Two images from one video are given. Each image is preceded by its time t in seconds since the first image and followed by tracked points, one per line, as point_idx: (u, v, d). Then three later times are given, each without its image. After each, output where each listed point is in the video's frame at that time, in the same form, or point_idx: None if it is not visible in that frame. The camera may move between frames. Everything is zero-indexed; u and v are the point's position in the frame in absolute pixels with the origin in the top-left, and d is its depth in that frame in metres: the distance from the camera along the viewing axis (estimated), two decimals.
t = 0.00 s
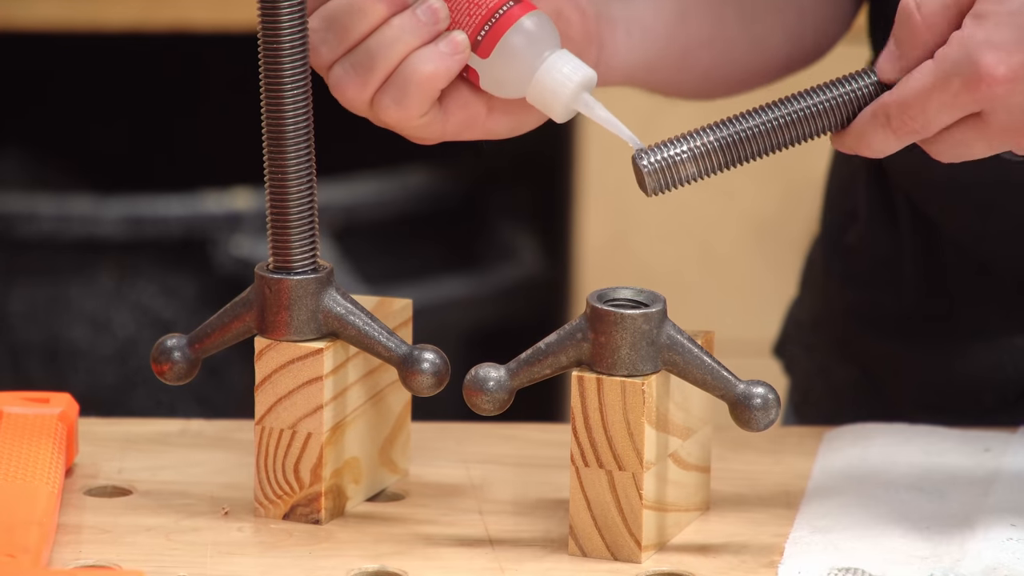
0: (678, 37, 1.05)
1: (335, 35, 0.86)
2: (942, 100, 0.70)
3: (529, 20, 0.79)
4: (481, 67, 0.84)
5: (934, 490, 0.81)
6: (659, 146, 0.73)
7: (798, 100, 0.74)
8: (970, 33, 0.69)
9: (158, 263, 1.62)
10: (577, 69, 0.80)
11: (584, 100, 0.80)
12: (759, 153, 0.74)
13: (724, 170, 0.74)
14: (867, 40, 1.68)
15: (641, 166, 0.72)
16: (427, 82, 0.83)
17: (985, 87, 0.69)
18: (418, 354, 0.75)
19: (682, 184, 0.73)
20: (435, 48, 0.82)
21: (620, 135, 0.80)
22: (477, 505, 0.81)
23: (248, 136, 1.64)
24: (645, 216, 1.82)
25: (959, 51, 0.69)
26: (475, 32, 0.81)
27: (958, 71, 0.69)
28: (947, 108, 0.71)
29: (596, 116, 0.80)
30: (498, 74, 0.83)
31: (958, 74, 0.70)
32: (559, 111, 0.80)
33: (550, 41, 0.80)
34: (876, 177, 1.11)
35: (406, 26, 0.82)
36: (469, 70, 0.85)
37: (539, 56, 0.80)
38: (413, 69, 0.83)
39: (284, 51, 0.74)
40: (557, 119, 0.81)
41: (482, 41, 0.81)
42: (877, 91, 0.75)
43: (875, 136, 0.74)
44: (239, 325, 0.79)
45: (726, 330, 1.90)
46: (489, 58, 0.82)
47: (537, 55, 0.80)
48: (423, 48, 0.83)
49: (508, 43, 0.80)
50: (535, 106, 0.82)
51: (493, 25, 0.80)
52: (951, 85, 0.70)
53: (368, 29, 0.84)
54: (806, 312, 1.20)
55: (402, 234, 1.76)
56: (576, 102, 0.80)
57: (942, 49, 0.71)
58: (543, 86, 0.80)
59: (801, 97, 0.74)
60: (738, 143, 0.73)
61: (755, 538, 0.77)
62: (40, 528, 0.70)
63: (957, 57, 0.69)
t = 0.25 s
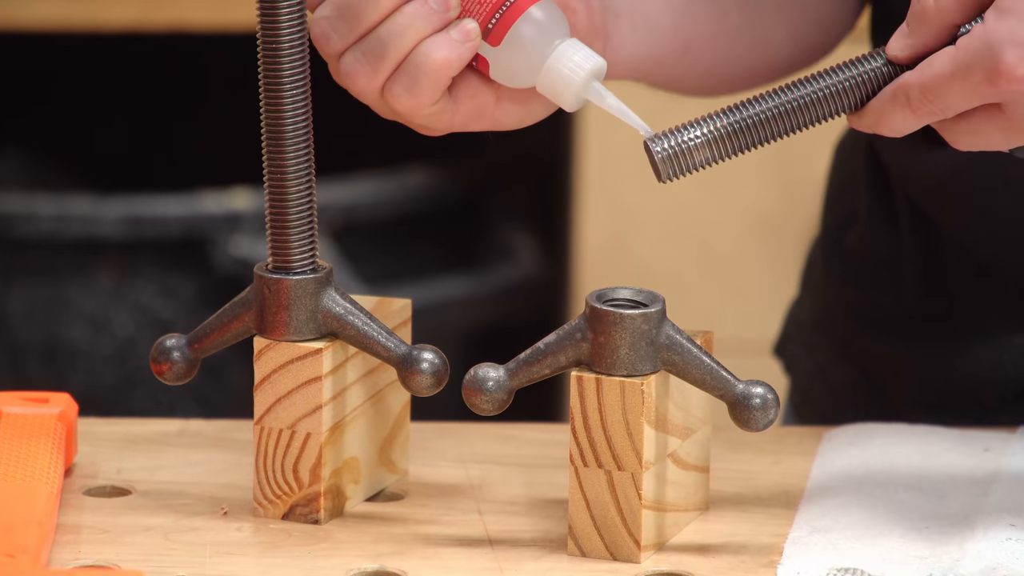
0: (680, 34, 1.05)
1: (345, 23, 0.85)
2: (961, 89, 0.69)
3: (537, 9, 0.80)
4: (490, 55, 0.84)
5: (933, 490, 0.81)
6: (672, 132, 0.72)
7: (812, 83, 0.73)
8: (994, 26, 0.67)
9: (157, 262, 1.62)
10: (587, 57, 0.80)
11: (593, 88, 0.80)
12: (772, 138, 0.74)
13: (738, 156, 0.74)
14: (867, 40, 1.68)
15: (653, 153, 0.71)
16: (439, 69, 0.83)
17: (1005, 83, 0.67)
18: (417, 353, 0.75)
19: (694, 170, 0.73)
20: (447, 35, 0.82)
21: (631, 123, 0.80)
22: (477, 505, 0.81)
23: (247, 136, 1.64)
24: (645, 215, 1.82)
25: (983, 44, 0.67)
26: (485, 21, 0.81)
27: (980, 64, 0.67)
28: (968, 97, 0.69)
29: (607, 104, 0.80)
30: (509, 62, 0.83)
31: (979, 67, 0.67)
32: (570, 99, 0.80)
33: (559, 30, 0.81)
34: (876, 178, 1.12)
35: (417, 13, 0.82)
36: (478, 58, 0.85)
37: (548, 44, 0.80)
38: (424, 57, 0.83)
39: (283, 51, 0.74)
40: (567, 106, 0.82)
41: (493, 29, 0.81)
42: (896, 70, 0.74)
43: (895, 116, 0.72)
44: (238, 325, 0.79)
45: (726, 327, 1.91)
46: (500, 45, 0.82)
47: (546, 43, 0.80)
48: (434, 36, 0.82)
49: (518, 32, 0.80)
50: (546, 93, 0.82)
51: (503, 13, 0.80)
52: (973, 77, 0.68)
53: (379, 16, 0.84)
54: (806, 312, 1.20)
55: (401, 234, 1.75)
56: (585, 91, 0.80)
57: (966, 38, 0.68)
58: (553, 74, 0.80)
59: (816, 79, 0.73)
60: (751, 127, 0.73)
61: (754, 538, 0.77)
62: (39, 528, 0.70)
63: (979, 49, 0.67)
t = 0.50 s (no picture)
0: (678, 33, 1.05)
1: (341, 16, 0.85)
2: (970, 87, 0.68)
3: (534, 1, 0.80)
4: (488, 48, 0.84)
5: (932, 490, 0.81)
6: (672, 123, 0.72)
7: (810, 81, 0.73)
8: (1001, 25, 0.66)
9: (156, 262, 1.62)
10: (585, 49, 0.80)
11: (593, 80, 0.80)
12: (773, 133, 0.74)
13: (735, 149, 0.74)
14: (866, 40, 1.67)
15: (653, 143, 0.71)
16: (436, 62, 0.83)
17: (1014, 82, 0.66)
18: (416, 353, 0.75)
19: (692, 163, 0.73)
20: (442, 27, 0.82)
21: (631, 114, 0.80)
22: (476, 505, 0.81)
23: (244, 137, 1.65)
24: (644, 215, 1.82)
25: (991, 42, 0.66)
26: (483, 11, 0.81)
27: (988, 63, 0.67)
28: (976, 96, 0.68)
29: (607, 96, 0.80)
30: (507, 56, 0.83)
31: (988, 65, 0.67)
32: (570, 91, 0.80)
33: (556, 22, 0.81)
34: (874, 178, 1.12)
35: (414, 5, 0.82)
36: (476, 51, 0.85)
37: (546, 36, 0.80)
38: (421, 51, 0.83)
39: (282, 50, 0.74)
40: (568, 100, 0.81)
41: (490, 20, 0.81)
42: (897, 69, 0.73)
43: (906, 115, 0.72)
44: (237, 325, 0.79)
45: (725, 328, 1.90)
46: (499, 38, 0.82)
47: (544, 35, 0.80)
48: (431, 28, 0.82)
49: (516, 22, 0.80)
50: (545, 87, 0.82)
51: (500, 6, 0.80)
52: (981, 76, 0.67)
53: (375, 9, 0.84)
54: (805, 312, 1.19)
55: (401, 234, 1.76)
56: (585, 83, 0.80)
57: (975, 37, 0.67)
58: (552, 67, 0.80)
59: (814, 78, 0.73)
60: (750, 122, 0.73)
61: (753, 538, 0.77)
62: (38, 527, 0.70)
63: (988, 48, 0.66)
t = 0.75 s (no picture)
0: (677, 34, 1.04)
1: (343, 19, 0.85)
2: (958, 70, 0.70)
3: (540, 4, 0.80)
4: (495, 50, 0.84)
5: (930, 490, 0.81)
6: (679, 123, 0.71)
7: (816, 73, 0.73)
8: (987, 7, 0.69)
9: (155, 262, 1.61)
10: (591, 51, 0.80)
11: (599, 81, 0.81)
12: (778, 127, 0.74)
13: (742, 145, 0.73)
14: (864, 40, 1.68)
15: (659, 146, 0.71)
16: (441, 66, 0.83)
17: (1002, 62, 0.68)
18: (416, 353, 0.75)
19: (699, 161, 0.72)
20: (449, 30, 0.82)
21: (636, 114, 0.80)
22: (475, 505, 0.81)
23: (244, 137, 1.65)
24: (642, 216, 1.83)
25: (977, 23, 0.69)
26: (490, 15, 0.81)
27: (975, 44, 0.69)
28: (964, 79, 0.70)
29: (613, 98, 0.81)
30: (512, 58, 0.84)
31: (975, 46, 0.69)
32: (578, 93, 0.81)
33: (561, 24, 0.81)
34: (874, 179, 1.12)
35: (419, 8, 0.82)
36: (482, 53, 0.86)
37: (553, 39, 0.80)
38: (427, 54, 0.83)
39: (281, 50, 0.74)
40: (573, 101, 0.82)
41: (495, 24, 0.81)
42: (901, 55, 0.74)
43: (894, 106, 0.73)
44: (235, 325, 0.79)
45: (725, 330, 1.90)
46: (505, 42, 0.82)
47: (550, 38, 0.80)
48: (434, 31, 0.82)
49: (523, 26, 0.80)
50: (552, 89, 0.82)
51: (506, 8, 0.80)
52: (968, 57, 0.69)
53: (379, 14, 0.83)
54: (803, 312, 1.21)
55: (399, 235, 1.75)
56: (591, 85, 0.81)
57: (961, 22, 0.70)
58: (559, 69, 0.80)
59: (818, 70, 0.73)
60: (758, 117, 0.73)
61: (752, 538, 0.77)
62: (37, 527, 0.70)
63: (974, 29, 0.69)
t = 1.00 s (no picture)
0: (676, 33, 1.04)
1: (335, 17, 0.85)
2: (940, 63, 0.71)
3: None
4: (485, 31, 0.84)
5: (929, 489, 0.81)
6: (675, 89, 0.73)
7: (815, 37, 0.74)
8: (994, 48, 0.69)
9: (154, 262, 1.61)
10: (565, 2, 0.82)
11: (579, 29, 0.83)
12: (778, 91, 0.75)
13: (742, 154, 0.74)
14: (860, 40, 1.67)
15: (658, 110, 0.73)
16: (414, 42, 0.82)
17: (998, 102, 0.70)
18: (415, 354, 0.75)
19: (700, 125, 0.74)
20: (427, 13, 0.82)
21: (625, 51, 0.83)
22: (474, 505, 0.81)
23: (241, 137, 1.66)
24: (643, 217, 1.81)
25: (981, 62, 0.69)
26: None
27: (975, 80, 0.70)
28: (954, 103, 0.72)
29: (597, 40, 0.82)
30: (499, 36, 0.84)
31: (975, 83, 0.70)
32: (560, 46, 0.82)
33: None
34: (872, 180, 1.12)
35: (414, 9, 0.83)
36: (461, 27, 0.85)
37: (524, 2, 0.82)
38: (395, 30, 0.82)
39: (280, 50, 0.74)
40: (557, 56, 0.83)
41: (464, 10, 0.84)
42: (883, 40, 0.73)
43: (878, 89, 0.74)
44: (235, 325, 0.79)
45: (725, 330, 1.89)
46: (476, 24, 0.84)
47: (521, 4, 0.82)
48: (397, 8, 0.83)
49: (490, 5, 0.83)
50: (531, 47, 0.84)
51: None
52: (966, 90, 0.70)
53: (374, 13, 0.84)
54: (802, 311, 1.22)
55: (398, 235, 1.77)
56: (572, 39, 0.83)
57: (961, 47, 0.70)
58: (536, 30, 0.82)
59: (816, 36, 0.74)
60: (758, 82, 0.74)
61: (751, 538, 0.77)
62: (37, 526, 0.70)
63: (977, 66, 0.69)
